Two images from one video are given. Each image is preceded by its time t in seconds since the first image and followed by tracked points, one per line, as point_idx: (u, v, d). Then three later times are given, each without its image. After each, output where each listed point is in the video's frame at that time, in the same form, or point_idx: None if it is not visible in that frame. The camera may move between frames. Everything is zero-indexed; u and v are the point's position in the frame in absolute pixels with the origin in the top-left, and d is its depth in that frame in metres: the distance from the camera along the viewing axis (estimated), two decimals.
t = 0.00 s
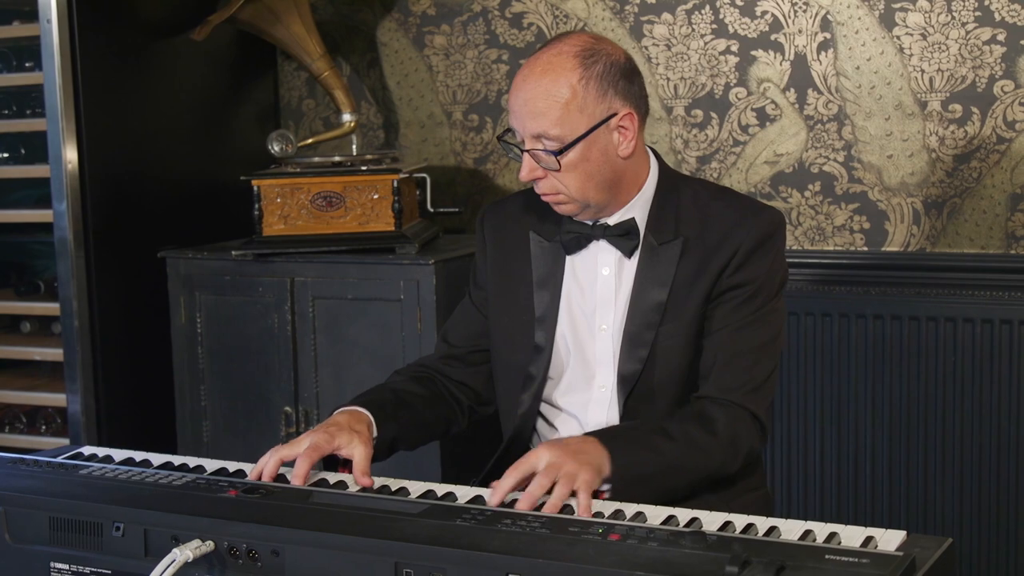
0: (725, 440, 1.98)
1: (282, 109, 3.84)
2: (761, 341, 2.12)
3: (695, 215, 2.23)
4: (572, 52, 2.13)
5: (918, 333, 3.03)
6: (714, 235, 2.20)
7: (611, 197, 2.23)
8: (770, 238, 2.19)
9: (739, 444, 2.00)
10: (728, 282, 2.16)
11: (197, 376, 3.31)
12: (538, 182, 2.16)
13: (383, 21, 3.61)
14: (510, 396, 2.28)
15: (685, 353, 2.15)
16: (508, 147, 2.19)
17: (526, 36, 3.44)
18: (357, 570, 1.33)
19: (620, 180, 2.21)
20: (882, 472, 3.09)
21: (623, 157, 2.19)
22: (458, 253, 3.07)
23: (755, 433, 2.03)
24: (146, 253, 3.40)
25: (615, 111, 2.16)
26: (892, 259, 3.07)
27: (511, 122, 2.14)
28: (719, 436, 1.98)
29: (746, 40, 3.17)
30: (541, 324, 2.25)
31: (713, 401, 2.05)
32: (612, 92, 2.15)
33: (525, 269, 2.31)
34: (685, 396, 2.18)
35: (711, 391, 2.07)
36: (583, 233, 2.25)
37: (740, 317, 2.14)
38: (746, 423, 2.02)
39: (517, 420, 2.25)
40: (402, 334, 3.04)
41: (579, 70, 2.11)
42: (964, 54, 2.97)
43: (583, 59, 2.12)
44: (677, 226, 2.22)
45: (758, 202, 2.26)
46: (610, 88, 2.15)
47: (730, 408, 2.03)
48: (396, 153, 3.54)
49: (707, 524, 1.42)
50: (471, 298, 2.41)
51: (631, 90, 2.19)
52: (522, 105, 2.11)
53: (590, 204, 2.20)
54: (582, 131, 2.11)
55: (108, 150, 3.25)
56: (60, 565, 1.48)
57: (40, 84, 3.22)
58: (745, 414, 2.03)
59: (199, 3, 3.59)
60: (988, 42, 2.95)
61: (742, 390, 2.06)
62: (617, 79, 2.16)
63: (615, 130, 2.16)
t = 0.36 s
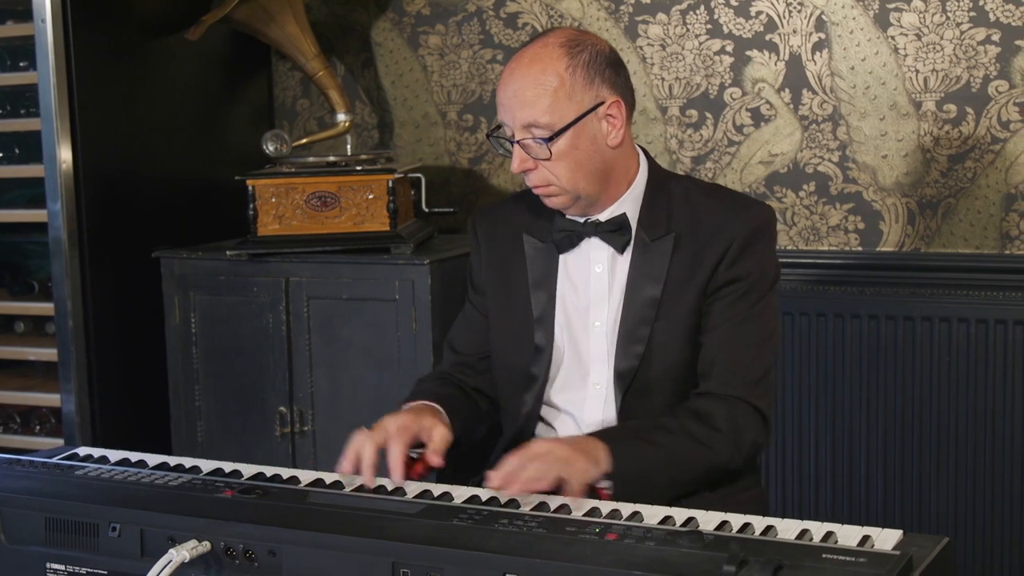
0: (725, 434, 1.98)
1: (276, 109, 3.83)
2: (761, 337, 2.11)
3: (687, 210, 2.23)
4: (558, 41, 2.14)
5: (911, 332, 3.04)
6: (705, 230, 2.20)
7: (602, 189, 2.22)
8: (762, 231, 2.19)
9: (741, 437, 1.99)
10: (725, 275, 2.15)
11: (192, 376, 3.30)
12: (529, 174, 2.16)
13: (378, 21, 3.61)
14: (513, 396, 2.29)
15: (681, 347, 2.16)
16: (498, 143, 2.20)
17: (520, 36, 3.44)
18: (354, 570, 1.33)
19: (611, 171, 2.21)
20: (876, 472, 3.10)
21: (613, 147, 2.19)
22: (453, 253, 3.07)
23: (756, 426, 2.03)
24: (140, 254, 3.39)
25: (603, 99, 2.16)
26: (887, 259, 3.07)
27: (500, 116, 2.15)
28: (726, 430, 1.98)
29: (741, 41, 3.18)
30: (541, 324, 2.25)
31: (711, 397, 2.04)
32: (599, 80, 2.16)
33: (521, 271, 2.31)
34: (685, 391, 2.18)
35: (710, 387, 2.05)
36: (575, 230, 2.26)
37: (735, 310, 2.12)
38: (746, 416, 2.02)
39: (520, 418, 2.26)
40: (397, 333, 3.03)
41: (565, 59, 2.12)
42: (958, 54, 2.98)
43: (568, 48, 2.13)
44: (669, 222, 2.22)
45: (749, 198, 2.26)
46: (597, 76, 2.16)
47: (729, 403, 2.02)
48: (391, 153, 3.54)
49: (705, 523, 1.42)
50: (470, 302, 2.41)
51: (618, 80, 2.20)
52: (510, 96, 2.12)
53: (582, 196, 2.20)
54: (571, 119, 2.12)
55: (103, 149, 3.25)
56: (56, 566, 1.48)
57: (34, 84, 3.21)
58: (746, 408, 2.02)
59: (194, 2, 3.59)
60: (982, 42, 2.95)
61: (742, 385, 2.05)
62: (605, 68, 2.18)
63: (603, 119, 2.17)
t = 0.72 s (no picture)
0: (710, 428, 1.97)
1: (272, 109, 3.83)
2: (753, 325, 2.11)
3: (684, 204, 2.26)
4: (574, 14, 2.25)
5: (908, 332, 3.05)
6: (704, 222, 2.21)
7: (608, 159, 2.24)
8: (758, 224, 2.20)
9: (725, 432, 1.98)
10: (718, 267, 2.15)
11: (189, 376, 3.30)
12: (540, 132, 2.19)
13: (373, 21, 3.61)
14: (515, 388, 2.28)
15: (674, 339, 2.16)
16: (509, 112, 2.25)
17: (517, 36, 3.44)
18: (355, 571, 1.33)
19: (619, 140, 2.24)
20: (873, 470, 3.10)
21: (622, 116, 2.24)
22: (450, 253, 3.07)
23: (743, 419, 2.02)
24: (137, 253, 3.39)
25: (615, 69, 2.24)
26: (883, 259, 3.07)
27: (514, 80, 2.22)
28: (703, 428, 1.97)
29: (737, 41, 3.18)
30: (542, 314, 2.26)
31: (699, 389, 2.04)
32: (613, 51, 2.25)
33: (524, 264, 2.33)
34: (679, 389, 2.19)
35: (699, 378, 2.05)
36: (574, 216, 2.27)
37: (728, 302, 2.12)
38: (733, 411, 2.01)
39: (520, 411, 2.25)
40: (394, 334, 3.03)
41: (581, 25, 2.22)
42: (955, 54, 2.98)
43: (584, 19, 2.24)
44: (665, 214, 2.24)
45: (743, 192, 2.27)
46: (611, 48, 2.24)
47: (716, 396, 2.02)
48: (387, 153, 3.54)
49: (705, 524, 1.42)
50: (474, 302, 2.42)
51: (630, 60, 2.29)
52: (526, 55, 2.20)
53: (590, 160, 2.21)
54: (585, 75, 2.18)
55: (99, 148, 3.24)
56: (55, 566, 1.48)
57: (30, 83, 3.20)
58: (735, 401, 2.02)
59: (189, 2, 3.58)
60: (979, 42, 2.95)
61: (731, 376, 2.05)
62: (619, 44, 2.27)
63: (615, 85, 2.23)
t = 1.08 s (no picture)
0: (751, 426, 2.00)
1: (270, 108, 3.83)
2: (768, 318, 2.13)
3: (692, 201, 2.27)
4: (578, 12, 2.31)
5: (906, 332, 3.05)
6: (714, 216, 2.23)
7: (611, 149, 2.27)
8: (767, 219, 2.21)
9: (766, 427, 2.02)
10: (734, 261, 2.17)
11: (186, 376, 3.30)
12: (542, 120, 2.24)
13: (371, 21, 3.61)
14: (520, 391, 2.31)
15: (692, 333, 2.18)
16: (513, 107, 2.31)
17: (515, 36, 3.44)
18: (357, 571, 1.33)
19: (621, 131, 2.28)
20: (871, 469, 3.11)
21: (624, 107, 2.27)
22: (449, 253, 3.07)
23: (777, 412, 2.06)
24: (135, 253, 3.39)
25: (617, 62, 2.28)
26: (881, 260, 3.08)
27: (519, 75, 2.28)
28: (709, 431, 1.97)
29: (736, 41, 3.18)
30: (549, 311, 2.27)
31: (733, 386, 2.07)
32: (615, 47, 2.29)
33: (530, 263, 2.35)
34: (683, 387, 2.20)
35: (728, 375, 2.08)
36: (581, 211, 2.28)
37: (747, 298, 2.15)
38: (769, 405, 2.05)
39: (526, 411, 2.27)
40: (392, 334, 3.03)
41: (584, 20, 2.28)
42: (953, 55, 2.98)
43: (587, 16, 2.30)
44: (674, 207, 2.27)
45: (750, 187, 2.29)
46: (613, 43, 2.29)
47: (751, 392, 2.05)
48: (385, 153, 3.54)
49: (706, 525, 1.42)
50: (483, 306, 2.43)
51: (633, 58, 2.33)
52: (529, 50, 2.26)
53: (593, 149, 2.24)
54: (587, 65, 2.23)
55: (97, 148, 3.24)
56: (56, 567, 1.47)
57: (28, 83, 3.20)
58: (767, 397, 2.06)
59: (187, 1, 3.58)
60: (977, 43, 2.96)
61: (758, 371, 2.08)
62: (621, 42, 2.31)
63: (617, 77, 2.27)
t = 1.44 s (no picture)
0: (746, 423, 2.01)
1: (267, 109, 3.82)
2: (769, 316, 2.13)
3: (692, 199, 2.27)
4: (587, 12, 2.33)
5: (904, 332, 3.06)
6: (714, 213, 2.23)
7: (612, 145, 2.29)
8: (768, 217, 2.21)
9: (761, 424, 2.02)
10: (733, 258, 2.17)
11: (184, 377, 3.29)
12: (544, 116, 2.26)
13: (369, 21, 3.61)
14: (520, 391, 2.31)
15: (692, 329, 2.19)
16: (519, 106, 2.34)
17: (513, 37, 3.44)
18: (362, 572, 1.33)
19: (622, 127, 2.29)
20: (869, 469, 3.11)
21: (627, 105, 2.28)
22: (448, 253, 3.07)
23: (774, 409, 2.06)
24: (133, 253, 3.38)
25: (623, 60, 2.29)
26: (879, 261, 3.08)
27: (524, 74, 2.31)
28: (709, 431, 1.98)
29: (734, 42, 3.19)
30: (549, 307, 2.28)
31: (729, 382, 2.07)
32: (622, 45, 2.31)
33: (532, 260, 2.35)
34: (683, 386, 2.20)
35: (726, 370, 2.08)
36: (583, 208, 2.28)
37: (746, 295, 2.15)
38: (766, 402, 2.05)
39: (526, 410, 2.27)
40: (391, 335, 3.03)
41: (591, 19, 2.30)
42: (951, 57, 2.99)
43: (595, 16, 2.32)
44: (673, 203, 2.27)
45: (752, 186, 2.29)
46: (620, 42, 2.31)
47: (747, 389, 2.05)
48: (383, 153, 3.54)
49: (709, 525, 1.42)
50: (485, 307, 2.43)
51: (641, 57, 2.34)
52: (536, 48, 2.29)
53: (592, 144, 2.26)
54: (590, 62, 2.25)
55: (95, 148, 3.24)
56: (58, 568, 1.47)
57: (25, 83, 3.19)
58: (764, 393, 2.06)
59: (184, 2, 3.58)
60: (975, 45, 2.96)
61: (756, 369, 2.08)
62: (627, 41, 2.33)
63: (622, 75, 2.28)
